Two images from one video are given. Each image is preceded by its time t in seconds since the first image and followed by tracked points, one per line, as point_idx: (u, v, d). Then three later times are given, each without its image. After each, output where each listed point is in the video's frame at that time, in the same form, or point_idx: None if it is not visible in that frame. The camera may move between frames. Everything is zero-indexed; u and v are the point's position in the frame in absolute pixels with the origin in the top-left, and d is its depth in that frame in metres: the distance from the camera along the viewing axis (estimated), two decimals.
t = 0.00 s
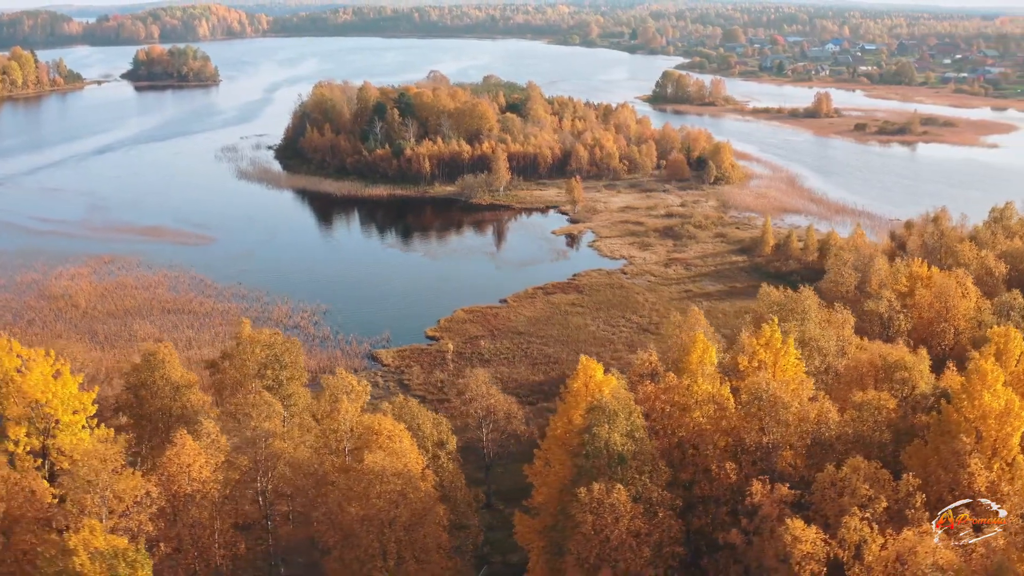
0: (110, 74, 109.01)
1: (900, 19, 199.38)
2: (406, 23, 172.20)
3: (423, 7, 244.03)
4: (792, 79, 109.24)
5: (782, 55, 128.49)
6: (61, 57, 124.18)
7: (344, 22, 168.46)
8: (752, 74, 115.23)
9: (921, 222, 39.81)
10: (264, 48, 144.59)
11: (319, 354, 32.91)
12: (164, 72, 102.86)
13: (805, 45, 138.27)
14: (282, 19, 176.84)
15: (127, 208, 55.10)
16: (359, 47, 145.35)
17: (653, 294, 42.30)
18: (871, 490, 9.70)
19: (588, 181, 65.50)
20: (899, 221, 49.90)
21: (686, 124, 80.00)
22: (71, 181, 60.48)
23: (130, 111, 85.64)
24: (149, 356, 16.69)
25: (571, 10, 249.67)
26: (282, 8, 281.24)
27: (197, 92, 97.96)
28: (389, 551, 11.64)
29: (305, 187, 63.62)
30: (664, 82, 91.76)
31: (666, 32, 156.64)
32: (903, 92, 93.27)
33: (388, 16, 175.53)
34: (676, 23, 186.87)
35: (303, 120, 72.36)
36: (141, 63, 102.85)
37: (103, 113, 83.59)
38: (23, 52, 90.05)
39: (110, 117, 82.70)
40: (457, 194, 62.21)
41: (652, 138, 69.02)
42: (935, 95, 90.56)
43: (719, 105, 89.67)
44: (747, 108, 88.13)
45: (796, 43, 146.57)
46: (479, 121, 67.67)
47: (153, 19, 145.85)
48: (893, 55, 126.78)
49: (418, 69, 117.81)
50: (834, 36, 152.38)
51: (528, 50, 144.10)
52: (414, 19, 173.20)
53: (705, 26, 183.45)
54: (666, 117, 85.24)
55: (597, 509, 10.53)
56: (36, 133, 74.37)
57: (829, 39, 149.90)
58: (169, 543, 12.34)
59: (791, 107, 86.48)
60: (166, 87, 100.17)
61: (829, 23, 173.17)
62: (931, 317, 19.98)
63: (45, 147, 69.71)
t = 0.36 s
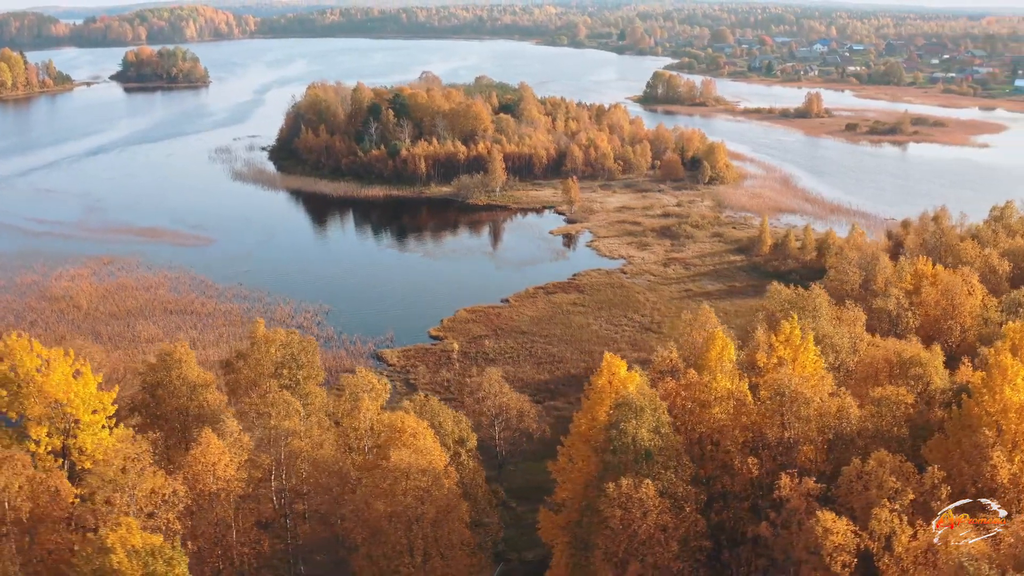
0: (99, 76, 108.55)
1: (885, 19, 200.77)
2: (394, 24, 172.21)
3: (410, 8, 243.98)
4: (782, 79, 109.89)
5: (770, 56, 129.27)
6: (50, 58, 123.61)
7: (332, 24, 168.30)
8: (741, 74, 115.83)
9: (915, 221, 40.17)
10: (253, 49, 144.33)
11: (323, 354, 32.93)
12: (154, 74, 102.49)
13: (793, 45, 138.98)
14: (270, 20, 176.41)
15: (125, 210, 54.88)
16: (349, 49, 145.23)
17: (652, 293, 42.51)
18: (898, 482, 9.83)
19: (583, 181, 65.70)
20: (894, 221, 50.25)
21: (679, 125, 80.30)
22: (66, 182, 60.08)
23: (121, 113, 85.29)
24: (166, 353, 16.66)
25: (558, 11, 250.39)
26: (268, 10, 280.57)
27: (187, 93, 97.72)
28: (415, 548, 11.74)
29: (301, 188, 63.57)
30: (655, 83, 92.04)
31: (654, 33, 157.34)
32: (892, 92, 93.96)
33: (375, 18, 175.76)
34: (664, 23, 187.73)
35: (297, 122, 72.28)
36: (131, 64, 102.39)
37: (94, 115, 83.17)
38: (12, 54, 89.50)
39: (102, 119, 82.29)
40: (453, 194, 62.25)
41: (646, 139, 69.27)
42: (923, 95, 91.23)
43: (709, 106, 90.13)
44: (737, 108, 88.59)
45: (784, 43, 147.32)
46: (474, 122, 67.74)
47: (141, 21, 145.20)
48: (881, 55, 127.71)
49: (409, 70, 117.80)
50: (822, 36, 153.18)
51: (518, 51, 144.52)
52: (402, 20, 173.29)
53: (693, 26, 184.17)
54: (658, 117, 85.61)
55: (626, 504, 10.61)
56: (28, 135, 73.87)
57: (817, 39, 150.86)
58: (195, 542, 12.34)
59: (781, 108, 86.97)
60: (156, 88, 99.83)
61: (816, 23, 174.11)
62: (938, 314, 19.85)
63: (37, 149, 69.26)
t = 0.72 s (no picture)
0: (88, 77, 108.02)
1: (870, 19, 202.30)
2: (382, 25, 171.56)
3: (396, 9, 243.41)
4: (771, 79, 110.47)
5: (759, 56, 129.96)
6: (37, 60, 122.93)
7: (319, 25, 167.89)
8: (730, 74, 116.33)
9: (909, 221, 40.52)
10: (241, 50, 143.97)
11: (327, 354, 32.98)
12: (143, 75, 102.07)
13: (781, 45, 139.76)
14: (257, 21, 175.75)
15: (123, 211, 54.65)
16: (338, 50, 145.03)
17: (652, 292, 42.71)
18: (921, 476, 9.94)
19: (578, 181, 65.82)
20: (889, 221, 50.58)
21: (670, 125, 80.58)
22: (60, 184, 59.74)
23: (112, 114, 84.94)
24: (181, 353, 16.70)
25: (544, 11, 250.80)
26: (255, 9, 278.76)
27: (177, 94, 97.41)
28: (438, 543, 11.86)
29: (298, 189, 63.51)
30: (646, 83, 92.32)
31: (642, 34, 157.94)
32: (881, 92, 94.56)
33: (362, 19, 175.85)
34: (652, 24, 188.36)
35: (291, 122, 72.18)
36: (120, 66, 101.92)
37: (85, 117, 82.80)
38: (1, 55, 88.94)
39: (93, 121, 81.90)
40: (448, 195, 62.29)
41: (638, 139, 69.56)
42: (911, 95, 91.78)
43: (700, 106, 90.55)
44: (728, 108, 89.00)
45: (771, 44, 148.09)
46: (468, 122, 67.73)
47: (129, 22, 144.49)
48: (868, 55, 128.57)
49: (399, 70, 117.80)
50: (810, 36, 154.16)
51: (507, 52, 144.81)
52: (390, 21, 172.68)
53: (680, 27, 184.83)
54: (649, 117, 85.90)
55: (650, 499, 10.78)
56: (19, 137, 73.42)
57: (804, 40, 151.78)
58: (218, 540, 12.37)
59: (773, 108, 87.37)
60: (145, 89, 99.44)
61: (803, 24, 175.10)
62: (943, 312, 19.59)
63: (29, 151, 68.89)
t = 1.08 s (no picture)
0: (69, 79, 106.98)
1: (847, 19, 204.68)
2: (363, 26, 171.33)
3: (374, 10, 242.83)
4: (753, 79, 111.44)
5: (740, 56, 131.07)
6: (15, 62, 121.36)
7: (300, 26, 167.10)
8: (712, 75, 117.16)
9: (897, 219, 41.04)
10: (221, 51, 143.13)
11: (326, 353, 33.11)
12: (126, 77, 101.18)
13: (762, 46, 140.95)
14: (237, 23, 174.60)
15: (115, 213, 54.26)
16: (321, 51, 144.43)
17: (646, 291, 42.97)
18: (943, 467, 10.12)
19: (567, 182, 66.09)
20: (877, 219, 51.14)
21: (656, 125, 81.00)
22: (49, 186, 59.19)
23: (96, 116, 84.25)
24: (193, 353, 16.74)
25: (523, 12, 251.19)
26: (233, 11, 276.33)
27: (159, 96, 96.73)
28: (462, 540, 11.93)
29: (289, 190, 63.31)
30: (630, 83, 92.85)
31: (623, 34, 158.82)
32: (862, 92, 95.63)
33: (342, 20, 175.59)
34: (632, 24, 189.30)
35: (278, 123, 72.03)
36: (102, 67, 100.84)
37: (69, 119, 82.07)
38: None
39: (78, 123, 81.03)
40: (438, 195, 62.32)
41: (625, 139, 69.93)
42: (893, 95, 92.79)
43: (683, 106, 91.19)
44: (711, 108, 89.62)
45: (752, 45, 149.32)
46: (457, 122, 67.78)
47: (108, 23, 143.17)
48: (849, 55, 129.99)
49: (381, 71, 117.58)
50: (790, 37, 155.71)
51: (489, 53, 145.19)
52: (370, 22, 171.71)
53: (660, 28, 185.87)
54: (634, 117, 86.40)
55: (675, 493, 10.94)
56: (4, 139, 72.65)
57: (786, 40, 153.18)
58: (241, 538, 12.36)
59: (756, 108, 88.24)
60: (128, 91, 98.66)
61: (783, 24, 176.72)
62: (944, 307, 19.84)
63: (14, 153, 68.20)
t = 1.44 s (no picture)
0: (52, 80, 105.89)
1: (827, 20, 206.82)
2: (345, 27, 172.36)
3: (356, 12, 242.34)
4: (737, 80, 112.23)
5: (723, 57, 131.96)
6: None
7: (282, 26, 166.40)
8: (696, 75, 117.84)
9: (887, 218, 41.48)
10: (204, 52, 142.29)
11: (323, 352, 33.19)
12: (110, 79, 100.30)
13: (745, 47, 141.96)
14: (218, 23, 173.46)
15: (107, 215, 53.89)
16: (304, 52, 143.95)
17: (641, 291, 43.16)
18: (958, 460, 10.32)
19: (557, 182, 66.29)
20: (866, 218, 51.59)
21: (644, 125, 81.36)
22: (38, 188, 58.69)
23: (80, 118, 83.53)
24: (204, 354, 16.76)
25: (503, 13, 248.90)
26: (214, 12, 274.05)
27: (144, 97, 96.02)
28: (481, 537, 12.04)
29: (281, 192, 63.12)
30: (615, 83, 93.34)
31: (607, 34, 159.51)
32: (846, 92, 96.52)
33: (324, 21, 175.25)
34: (615, 25, 190.16)
35: (267, 124, 71.79)
36: (86, 69, 99.66)
37: (53, 121, 81.31)
38: None
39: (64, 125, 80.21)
40: (429, 196, 62.29)
41: (614, 139, 70.18)
42: (876, 95, 93.74)
43: (668, 107, 91.71)
44: (697, 109, 90.13)
45: (735, 45, 150.34)
46: (446, 123, 67.79)
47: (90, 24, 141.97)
48: (832, 55, 131.11)
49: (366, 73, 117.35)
50: (773, 37, 156.97)
51: (473, 53, 145.50)
52: (352, 22, 174.22)
53: (643, 28, 186.81)
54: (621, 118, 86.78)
55: (693, 488, 11.09)
56: None
57: (769, 40, 154.32)
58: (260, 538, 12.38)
59: (742, 108, 88.96)
60: (111, 92, 97.82)
61: (765, 25, 178.00)
62: (944, 305, 20.08)
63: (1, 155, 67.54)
